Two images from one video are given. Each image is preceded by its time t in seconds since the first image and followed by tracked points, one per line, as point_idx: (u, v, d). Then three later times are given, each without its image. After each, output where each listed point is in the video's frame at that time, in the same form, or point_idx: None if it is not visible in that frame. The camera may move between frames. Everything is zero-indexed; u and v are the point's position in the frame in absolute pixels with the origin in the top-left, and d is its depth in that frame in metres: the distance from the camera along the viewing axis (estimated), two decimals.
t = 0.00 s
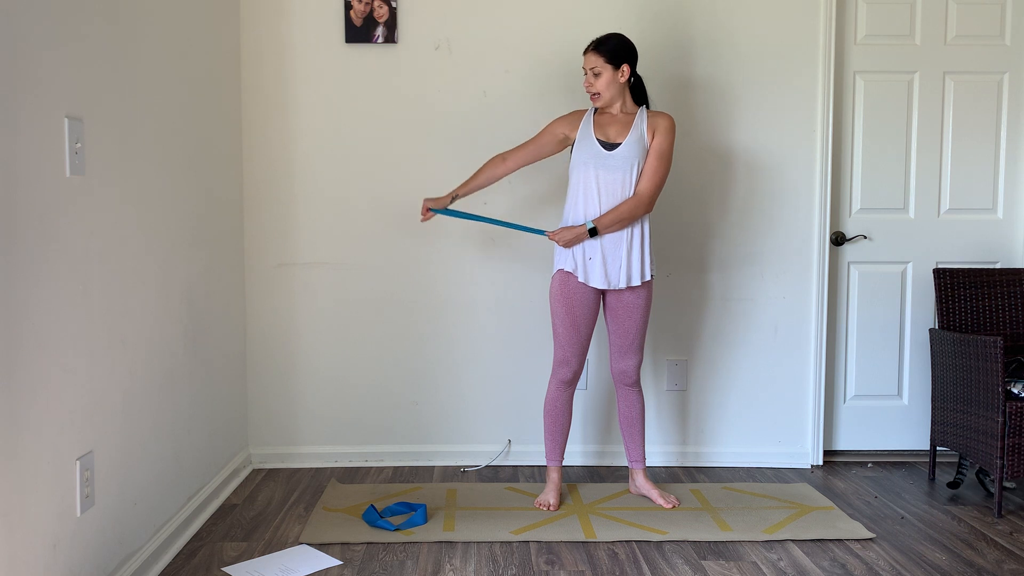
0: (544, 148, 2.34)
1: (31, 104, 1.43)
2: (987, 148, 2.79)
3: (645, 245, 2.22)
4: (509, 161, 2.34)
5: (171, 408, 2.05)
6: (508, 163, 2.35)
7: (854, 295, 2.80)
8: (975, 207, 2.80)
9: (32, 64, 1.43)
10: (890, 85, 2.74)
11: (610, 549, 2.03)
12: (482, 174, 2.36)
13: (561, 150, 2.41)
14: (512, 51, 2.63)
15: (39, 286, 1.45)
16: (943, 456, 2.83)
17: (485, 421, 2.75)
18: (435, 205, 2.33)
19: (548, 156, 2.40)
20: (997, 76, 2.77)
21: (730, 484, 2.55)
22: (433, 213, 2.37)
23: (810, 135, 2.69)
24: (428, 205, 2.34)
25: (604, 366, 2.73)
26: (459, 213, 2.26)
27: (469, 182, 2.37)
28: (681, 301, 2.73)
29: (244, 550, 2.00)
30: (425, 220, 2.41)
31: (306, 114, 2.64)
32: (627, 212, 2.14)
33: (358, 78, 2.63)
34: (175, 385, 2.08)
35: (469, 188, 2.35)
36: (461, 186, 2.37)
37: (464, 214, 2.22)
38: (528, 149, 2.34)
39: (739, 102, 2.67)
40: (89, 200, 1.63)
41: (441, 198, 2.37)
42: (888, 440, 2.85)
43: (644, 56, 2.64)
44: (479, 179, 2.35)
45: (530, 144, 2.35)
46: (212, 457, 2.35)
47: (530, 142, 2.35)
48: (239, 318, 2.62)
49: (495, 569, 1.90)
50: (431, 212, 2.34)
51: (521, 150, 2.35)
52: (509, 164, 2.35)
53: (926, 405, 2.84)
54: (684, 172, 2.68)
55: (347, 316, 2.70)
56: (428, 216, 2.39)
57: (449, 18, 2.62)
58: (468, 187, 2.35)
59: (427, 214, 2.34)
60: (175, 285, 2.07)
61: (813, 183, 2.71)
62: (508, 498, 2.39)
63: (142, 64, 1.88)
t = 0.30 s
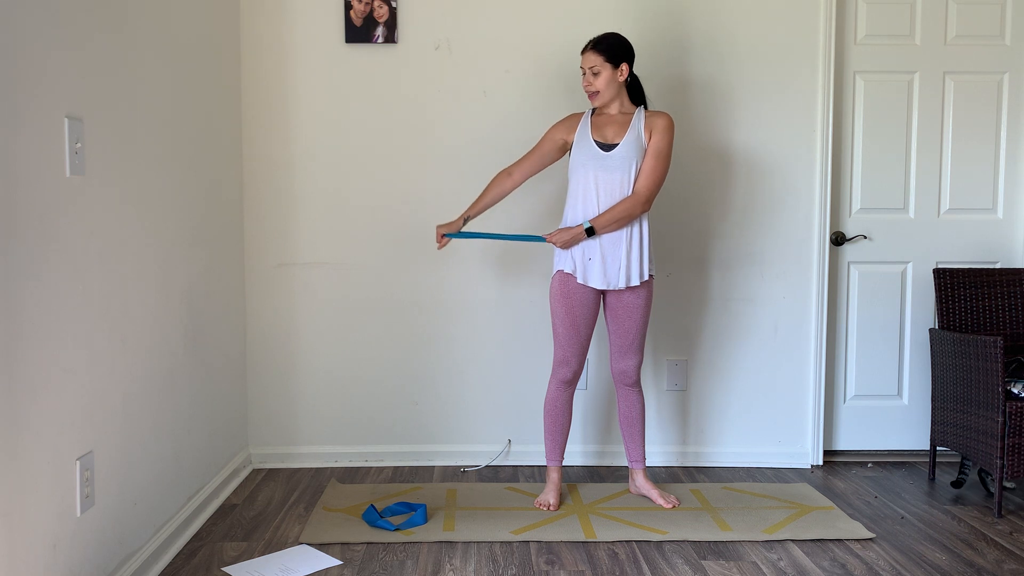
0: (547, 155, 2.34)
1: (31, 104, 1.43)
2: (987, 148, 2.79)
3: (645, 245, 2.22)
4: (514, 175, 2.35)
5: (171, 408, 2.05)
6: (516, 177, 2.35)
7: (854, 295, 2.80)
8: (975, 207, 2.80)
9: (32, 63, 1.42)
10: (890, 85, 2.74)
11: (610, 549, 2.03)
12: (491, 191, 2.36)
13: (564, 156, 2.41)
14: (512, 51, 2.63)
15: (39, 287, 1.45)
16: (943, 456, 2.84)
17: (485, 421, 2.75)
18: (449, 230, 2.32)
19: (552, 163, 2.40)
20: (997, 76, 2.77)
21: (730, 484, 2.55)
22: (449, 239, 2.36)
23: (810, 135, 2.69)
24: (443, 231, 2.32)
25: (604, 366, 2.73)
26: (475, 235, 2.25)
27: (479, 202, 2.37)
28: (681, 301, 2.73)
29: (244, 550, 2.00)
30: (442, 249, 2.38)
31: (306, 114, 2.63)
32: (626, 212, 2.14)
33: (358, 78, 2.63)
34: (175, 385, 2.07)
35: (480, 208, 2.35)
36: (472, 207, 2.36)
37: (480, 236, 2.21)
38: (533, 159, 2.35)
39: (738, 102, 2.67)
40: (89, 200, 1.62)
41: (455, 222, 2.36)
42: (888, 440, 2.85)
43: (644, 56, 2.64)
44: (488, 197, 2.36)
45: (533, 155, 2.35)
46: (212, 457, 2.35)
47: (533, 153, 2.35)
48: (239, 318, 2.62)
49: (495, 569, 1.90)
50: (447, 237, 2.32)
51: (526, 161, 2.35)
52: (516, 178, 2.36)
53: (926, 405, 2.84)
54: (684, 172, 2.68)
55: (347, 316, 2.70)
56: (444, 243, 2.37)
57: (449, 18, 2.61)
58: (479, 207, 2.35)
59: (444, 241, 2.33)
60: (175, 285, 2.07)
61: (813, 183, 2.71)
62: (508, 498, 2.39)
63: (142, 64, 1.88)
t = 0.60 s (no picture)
0: (546, 159, 2.34)
1: (31, 104, 1.43)
2: (987, 148, 2.79)
3: (645, 245, 2.22)
4: (517, 184, 2.35)
5: (170, 407, 2.05)
6: (519, 185, 2.36)
7: (854, 295, 2.80)
8: (975, 207, 2.80)
9: (32, 63, 1.42)
10: (890, 85, 2.74)
11: (610, 549, 2.03)
12: (495, 203, 2.37)
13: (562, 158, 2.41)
14: (512, 50, 2.63)
15: (39, 286, 1.45)
16: (943, 456, 2.84)
17: (485, 421, 2.75)
18: (459, 247, 2.33)
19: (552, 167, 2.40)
20: (997, 76, 2.77)
21: (730, 484, 2.55)
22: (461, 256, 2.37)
23: (810, 135, 2.69)
24: (453, 248, 2.33)
25: (604, 366, 2.73)
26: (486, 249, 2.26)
27: (485, 215, 2.37)
28: (681, 301, 2.73)
29: (244, 550, 2.00)
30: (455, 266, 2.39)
31: (306, 114, 2.63)
32: (625, 212, 2.14)
33: (358, 78, 2.63)
34: (175, 385, 2.07)
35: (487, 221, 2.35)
36: (479, 221, 2.37)
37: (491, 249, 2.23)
38: (534, 166, 2.35)
39: (738, 102, 2.67)
40: (88, 200, 1.62)
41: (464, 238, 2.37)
42: (889, 440, 2.85)
43: (644, 56, 2.64)
44: (495, 209, 2.36)
45: (533, 161, 2.35)
46: (212, 457, 2.35)
47: (533, 160, 2.35)
48: (239, 318, 2.62)
49: (495, 569, 1.90)
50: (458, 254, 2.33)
51: (526, 168, 2.35)
52: (519, 187, 2.36)
53: (926, 405, 2.84)
54: (684, 172, 2.68)
55: (347, 316, 2.70)
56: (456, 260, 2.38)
57: (449, 18, 2.62)
58: (486, 221, 2.36)
59: (456, 259, 2.34)
60: (175, 285, 2.07)
61: (813, 183, 2.71)
62: (508, 498, 2.39)
63: (142, 64, 1.88)
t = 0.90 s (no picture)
0: (547, 160, 2.34)
1: (31, 104, 1.43)
2: (987, 148, 2.79)
3: (645, 245, 2.22)
4: (520, 188, 2.35)
5: (170, 407, 2.05)
6: (522, 189, 2.36)
7: (854, 295, 2.80)
8: (975, 207, 2.80)
9: (31, 63, 1.43)
10: (890, 85, 2.74)
11: (610, 549, 2.03)
12: (500, 208, 2.37)
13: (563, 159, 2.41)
14: (512, 51, 2.63)
15: (38, 286, 1.45)
16: (944, 456, 2.84)
17: (485, 421, 2.75)
18: (467, 254, 2.34)
19: (554, 167, 2.40)
20: (997, 76, 2.77)
21: (730, 484, 2.55)
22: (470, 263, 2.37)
23: (810, 135, 2.69)
24: (461, 255, 2.34)
25: (604, 366, 2.73)
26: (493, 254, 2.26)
27: (491, 220, 2.38)
28: (681, 301, 2.73)
29: (244, 550, 2.00)
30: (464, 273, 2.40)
31: (306, 114, 2.64)
32: (626, 211, 2.14)
33: (358, 78, 2.63)
34: (175, 385, 2.07)
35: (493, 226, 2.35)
36: (485, 227, 2.37)
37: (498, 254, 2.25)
38: (535, 167, 2.35)
39: (738, 102, 2.67)
40: (88, 200, 1.63)
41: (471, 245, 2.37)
42: (889, 440, 2.85)
43: (644, 56, 2.64)
44: (500, 213, 2.36)
45: (534, 163, 2.35)
46: (212, 456, 2.35)
47: (533, 162, 2.35)
48: (239, 318, 2.62)
49: (495, 569, 1.90)
50: (466, 261, 2.34)
51: (528, 172, 2.36)
52: (523, 190, 2.36)
53: (926, 405, 2.84)
54: (684, 172, 2.68)
55: (347, 316, 2.70)
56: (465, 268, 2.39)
57: (449, 18, 2.62)
58: (492, 226, 2.36)
59: (465, 266, 2.35)
60: (175, 284, 2.07)
61: (813, 183, 2.71)
62: (508, 498, 2.39)
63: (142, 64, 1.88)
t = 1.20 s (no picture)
0: (549, 161, 2.34)
1: (30, 104, 1.43)
2: (987, 148, 2.79)
3: (645, 245, 2.22)
4: (525, 191, 2.35)
5: (170, 407, 2.05)
6: (527, 192, 2.35)
7: (854, 295, 2.80)
8: (974, 207, 2.80)
9: (31, 63, 1.42)
10: (890, 85, 2.74)
11: (610, 549, 2.03)
12: (507, 213, 2.36)
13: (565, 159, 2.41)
14: (512, 50, 2.63)
15: (38, 286, 1.45)
16: (943, 456, 2.84)
17: (485, 421, 2.75)
18: (477, 261, 2.33)
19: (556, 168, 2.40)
20: (997, 76, 2.77)
21: (730, 484, 2.55)
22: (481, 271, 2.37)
23: (810, 135, 2.69)
24: (472, 263, 2.33)
25: (604, 366, 2.73)
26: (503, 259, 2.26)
27: (499, 226, 2.37)
28: (681, 301, 2.73)
29: (244, 550, 2.00)
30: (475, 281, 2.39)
31: (306, 114, 2.63)
32: (626, 212, 2.14)
33: (357, 78, 2.63)
34: (174, 385, 2.07)
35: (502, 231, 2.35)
36: (495, 233, 2.37)
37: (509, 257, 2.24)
38: (539, 169, 2.35)
39: (738, 102, 2.67)
40: (88, 200, 1.62)
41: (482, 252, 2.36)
42: (889, 440, 2.85)
43: (644, 56, 2.64)
44: (507, 218, 2.36)
45: (537, 165, 2.35)
46: (212, 456, 2.35)
47: (536, 165, 2.35)
48: (239, 318, 2.62)
49: (495, 569, 1.90)
50: (478, 268, 2.33)
51: (531, 175, 2.35)
52: (528, 194, 2.36)
53: (926, 405, 2.84)
54: (684, 172, 2.68)
55: (347, 316, 2.70)
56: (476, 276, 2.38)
57: (449, 18, 2.62)
58: (501, 232, 2.35)
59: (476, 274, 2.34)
60: (174, 284, 2.07)
61: (813, 183, 2.71)
62: (508, 498, 2.39)
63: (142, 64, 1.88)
